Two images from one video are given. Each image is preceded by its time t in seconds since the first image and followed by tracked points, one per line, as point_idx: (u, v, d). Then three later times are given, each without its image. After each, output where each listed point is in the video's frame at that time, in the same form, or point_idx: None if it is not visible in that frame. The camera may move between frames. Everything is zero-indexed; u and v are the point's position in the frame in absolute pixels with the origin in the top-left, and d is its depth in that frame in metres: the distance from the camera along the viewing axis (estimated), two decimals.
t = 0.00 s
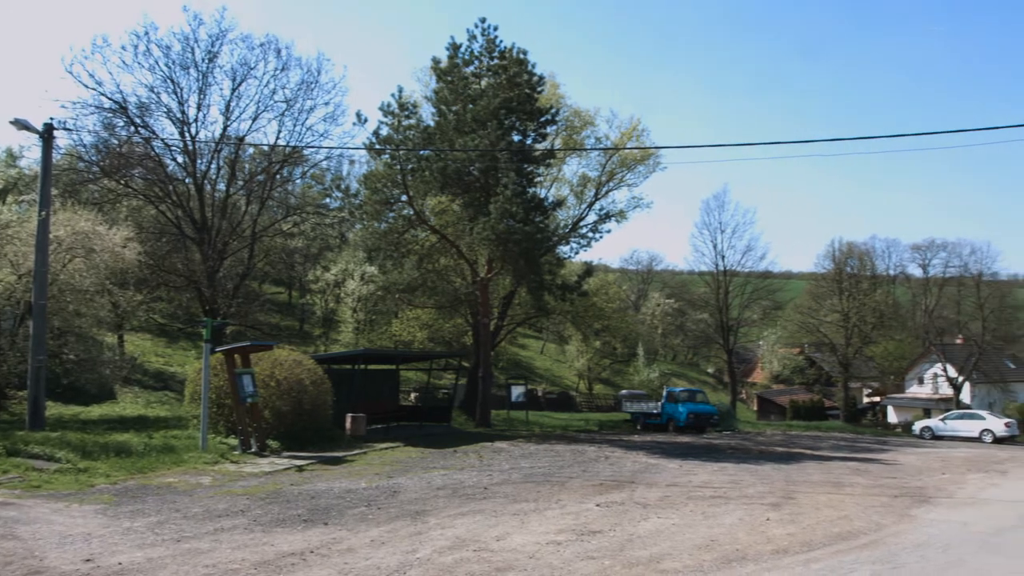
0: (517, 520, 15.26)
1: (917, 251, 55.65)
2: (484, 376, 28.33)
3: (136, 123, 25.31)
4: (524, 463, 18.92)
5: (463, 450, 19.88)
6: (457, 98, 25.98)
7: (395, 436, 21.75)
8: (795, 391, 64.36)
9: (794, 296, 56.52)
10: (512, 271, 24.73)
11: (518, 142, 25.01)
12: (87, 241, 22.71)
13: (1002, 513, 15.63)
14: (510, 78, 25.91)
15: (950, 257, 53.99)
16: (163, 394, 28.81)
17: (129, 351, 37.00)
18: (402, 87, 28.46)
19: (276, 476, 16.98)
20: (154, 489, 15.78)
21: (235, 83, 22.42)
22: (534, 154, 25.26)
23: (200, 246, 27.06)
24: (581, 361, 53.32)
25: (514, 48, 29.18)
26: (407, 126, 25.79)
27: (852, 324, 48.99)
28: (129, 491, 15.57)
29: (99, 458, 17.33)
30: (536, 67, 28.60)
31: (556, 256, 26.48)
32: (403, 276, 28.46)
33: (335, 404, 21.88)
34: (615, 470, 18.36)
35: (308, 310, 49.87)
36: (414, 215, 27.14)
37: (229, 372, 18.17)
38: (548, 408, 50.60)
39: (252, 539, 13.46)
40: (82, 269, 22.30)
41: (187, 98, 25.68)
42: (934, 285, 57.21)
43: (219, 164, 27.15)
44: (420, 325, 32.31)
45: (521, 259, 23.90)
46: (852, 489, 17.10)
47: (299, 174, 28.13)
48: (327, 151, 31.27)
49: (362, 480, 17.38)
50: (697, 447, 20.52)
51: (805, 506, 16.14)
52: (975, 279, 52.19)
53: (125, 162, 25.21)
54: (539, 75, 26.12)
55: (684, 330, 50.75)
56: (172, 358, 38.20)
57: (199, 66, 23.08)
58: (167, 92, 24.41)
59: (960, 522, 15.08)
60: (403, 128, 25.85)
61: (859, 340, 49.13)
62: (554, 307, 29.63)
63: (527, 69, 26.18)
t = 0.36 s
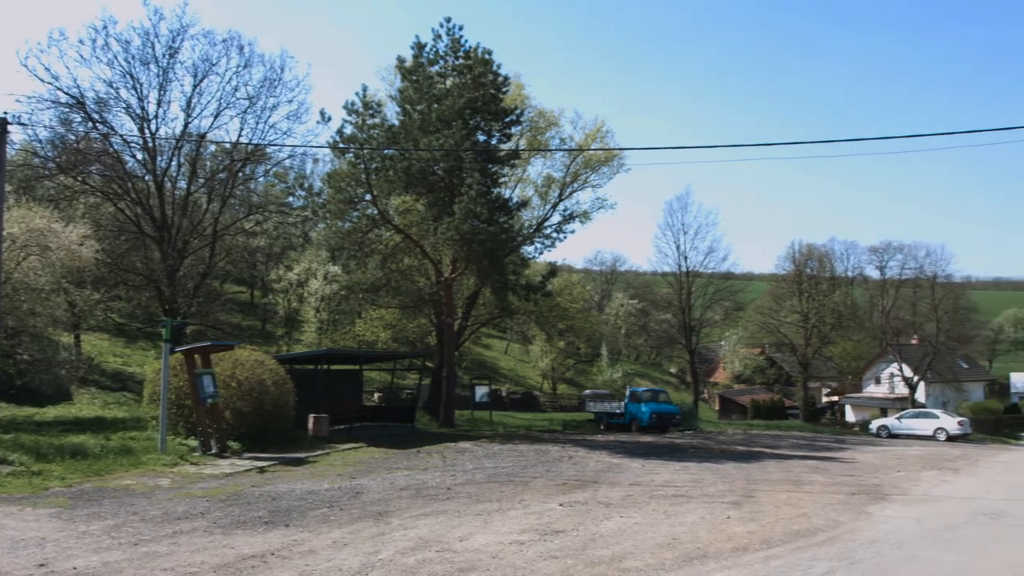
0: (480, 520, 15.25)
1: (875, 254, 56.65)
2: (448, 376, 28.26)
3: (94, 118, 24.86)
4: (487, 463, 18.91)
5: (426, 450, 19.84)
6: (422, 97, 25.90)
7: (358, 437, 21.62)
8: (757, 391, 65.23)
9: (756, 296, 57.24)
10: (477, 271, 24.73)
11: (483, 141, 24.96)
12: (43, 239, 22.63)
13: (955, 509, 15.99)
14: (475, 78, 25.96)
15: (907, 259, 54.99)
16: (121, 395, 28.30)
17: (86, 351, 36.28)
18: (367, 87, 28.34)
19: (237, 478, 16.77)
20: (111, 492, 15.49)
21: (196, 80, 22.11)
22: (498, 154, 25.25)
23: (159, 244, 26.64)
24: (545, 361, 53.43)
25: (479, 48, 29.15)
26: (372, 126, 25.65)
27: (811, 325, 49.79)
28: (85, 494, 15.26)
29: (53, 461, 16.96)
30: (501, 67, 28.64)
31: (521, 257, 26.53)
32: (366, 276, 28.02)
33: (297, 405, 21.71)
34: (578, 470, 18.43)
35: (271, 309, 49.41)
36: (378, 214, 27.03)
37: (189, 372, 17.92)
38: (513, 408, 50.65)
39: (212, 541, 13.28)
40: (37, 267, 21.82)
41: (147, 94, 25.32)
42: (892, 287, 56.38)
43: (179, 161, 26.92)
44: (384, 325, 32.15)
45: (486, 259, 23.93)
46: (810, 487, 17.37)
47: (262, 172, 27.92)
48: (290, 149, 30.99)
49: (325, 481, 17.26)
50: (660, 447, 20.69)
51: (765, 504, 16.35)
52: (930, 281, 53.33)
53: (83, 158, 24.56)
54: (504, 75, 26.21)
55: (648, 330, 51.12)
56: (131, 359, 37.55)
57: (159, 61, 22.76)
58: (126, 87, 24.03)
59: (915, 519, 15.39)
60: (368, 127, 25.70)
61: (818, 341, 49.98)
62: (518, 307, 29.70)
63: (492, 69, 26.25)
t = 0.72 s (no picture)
0: (447, 520, 15.22)
1: (837, 255, 57.53)
2: (415, 376, 28.24)
3: (54, 113, 24.38)
4: (454, 463, 18.88)
5: (393, 450, 19.77)
6: (389, 96, 25.79)
7: (324, 437, 21.48)
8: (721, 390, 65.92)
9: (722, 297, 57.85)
10: (444, 270, 24.70)
11: (451, 141, 25.30)
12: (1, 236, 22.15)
13: (913, 506, 16.28)
14: (443, 78, 25.96)
15: (868, 260, 55.84)
16: (81, 396, 27.80)
17: (44, 351, 35.60)
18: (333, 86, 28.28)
19: (200, 480, 16.57)
20: (70, 495, 15.21)
21: (159, 76, 21.79)
22: (465, 154, 25.50)
23: (121, 242, 26.20)
24: (512, 361, 53.47)
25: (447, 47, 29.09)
26: (338, 124, 25.46)
27: (775, 326, 50.44)
28: (43, 497, 14.96)
29: (10, 463, 16.60)
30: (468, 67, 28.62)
31: (488, 257, 26.54)
32: (333, 276, 28.20)
33: (262, 406, 21.51)
34: (544, 470, 18.47)
35: (235, 309, 48.93)
36: (345, 214, 26.85)
37: (151, 373, 17.65)
38: (480, 408, 50.65)
39: (174, 544, 13.10)
40: None
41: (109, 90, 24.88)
42: (853, 288, 57.29)
43: (142, 158, 26.55)
44: (350, 325, 31.93)
45: (453, 259, 23.94)
46: (773, 485, 17.57)
47: (227, 170, 27.56)
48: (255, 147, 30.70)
49: (290, 482, 17.11)
50: (626, 447, 20.80)
51: (729, 503, 16.51)
52: (890, 283, 54.30)
53: (42, 155, 24.04)
54: (472, 75, 26.23)
55: (614, 330, 51.36)
56: (91, 359, 36.90)
57: (122, 57, 22.38)
58: (88, 82, 23.62)
59: (875, 516, 15.65)
60: (334, 126, 25.52)
61: (782, 341, 50.66)
62: (485, 307, 29.73)
63: (460, 69, 26.27)
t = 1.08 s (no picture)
0: (412, 521, 15.17)
1: (799, 257, 58.35)
2: (381, 376, 28.12)
3: (11, 108, 23.86)
4: (419, 464, 18.83)
5: (358, 451, 19.66)
6: (355, 95, 25.66)
7: (288, 439, 21.30)
8: (686, 390, 66.50)
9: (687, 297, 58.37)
10: (410, 270, 24.61)
11: (418, 141, 24.95)
12: None
13: (873, 504, 16.55)
14: (410, 77, 25.93)
15: (830, 262, 56.74)
16: (39, 397, 27.24)
17: None
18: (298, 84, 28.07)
19: (161, 482, 16.31)
20: (27, 498, 14.89)
21: (122, 71, 21.46)
22: (432, 153, 25.23)
23: (81, 240, 25.70)
24: (478, 361, 53.44)
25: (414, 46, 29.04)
26: (304, 122, 25.29)
27: (739, 326, 51.06)
28: None
29: None
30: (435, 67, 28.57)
31: (454, 257, 26.51)
32: (298, 275, 27.99)
33: (225, 407, 21.28)
34: (510, 470, 18.48)
35: (198, 309, 48.34)
36: (310, 213, 26.72)
37: (112, 373, 17.35)
38: (446, 408, 50.55)
39: (134, 547, 12.90)
40: None
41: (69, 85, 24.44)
42: (816, 289, 58.04)
43: (103, 155, 26.10)
44: (315, 325, 31.73)
45: (419, 259, 23.85)
46: (737, 484, 17.76)
47: (190, 167, 27.26)
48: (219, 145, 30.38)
49: (253, 484, 16.94)
50: (592, 446, 20.89)
51: (693, 501, 16.65)
52: (851, 284, 55.25)
53: None
54: (439, 75, 26.24)
55: (580, 330, 51.57)
56: (48, 359, 36.18)
57: (83, 51, 22.00)
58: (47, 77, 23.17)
59: (836, 514, 15.88)
60: (300, 124, 25.35)
61: (746, 341, 51.28)
62: (452, 307, 29.70)
63: (427, 69, 26.28)
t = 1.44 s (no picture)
0: (375, 522, 15.10)
1: (761, 258, 59.09)
2: (346, 376, 27.98)
3: None
4: (383, 464, 18.74)
5: (322, 452, 19.52)
6: (320, 93, 25.52)
7: (251, 440, 21.07)
8: (650, 390, 67.03)
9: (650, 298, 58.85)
10: (375, 270, 24.47)
11: (384, 140, 24.83)
12: None
13: (832, 502, 16.83)
14: (375, 75, 25.84)
15: (791, 263, 57.59)
16: None
17: None
18: (261, 82, 27.81)
19: (120, 484, 16.03)
20: None
21: (80, 65, 21.08)
22: (398, 153, 25.09)
23: (37, 238, 25.18)
24: (443, 361, 53.31)
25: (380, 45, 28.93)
26: (268, 120, 25.07)
27: (702, 326, 51.62)
28: None
29: None
30: (400, 65, 28.45)
31: (419, 257, 26.45)
32: (261, 274, 27.64)
33: (186, 408, 20.99)
34: (474, 470, 18.47)
35: (157, 308, 47.61)
36: (273, 211, 26.52)
37: (68, 374, 17.01)
38: (410, 408, 50.39)
39: (91, 551, 12.66)
40: None
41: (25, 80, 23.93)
42: (777, 290, 58.50)
43: (61, 151, 25.62)
44: (279, 325, 31.47)
45: (384, 259, 23.75)
46: (699, 483, 17.95)
47: (151, 164, 26.93)
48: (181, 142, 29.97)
49: (215, 486, 16.72)
50: (556, 446, 20.96)
51: (656, 500, 16.78)
52: (812, 285, 56.17)
53: None
54: (404, 74, 26.18)
55: (544, 330, 51.67)
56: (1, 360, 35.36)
57: (40, 44, 21.54)
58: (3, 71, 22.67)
59: (795, 511, 16.12)
60: (264, 122, 25.14)
61: (709, 342, 51.86)
62: (417, 307, 29.61)
63: (392, 67, 26.21)
